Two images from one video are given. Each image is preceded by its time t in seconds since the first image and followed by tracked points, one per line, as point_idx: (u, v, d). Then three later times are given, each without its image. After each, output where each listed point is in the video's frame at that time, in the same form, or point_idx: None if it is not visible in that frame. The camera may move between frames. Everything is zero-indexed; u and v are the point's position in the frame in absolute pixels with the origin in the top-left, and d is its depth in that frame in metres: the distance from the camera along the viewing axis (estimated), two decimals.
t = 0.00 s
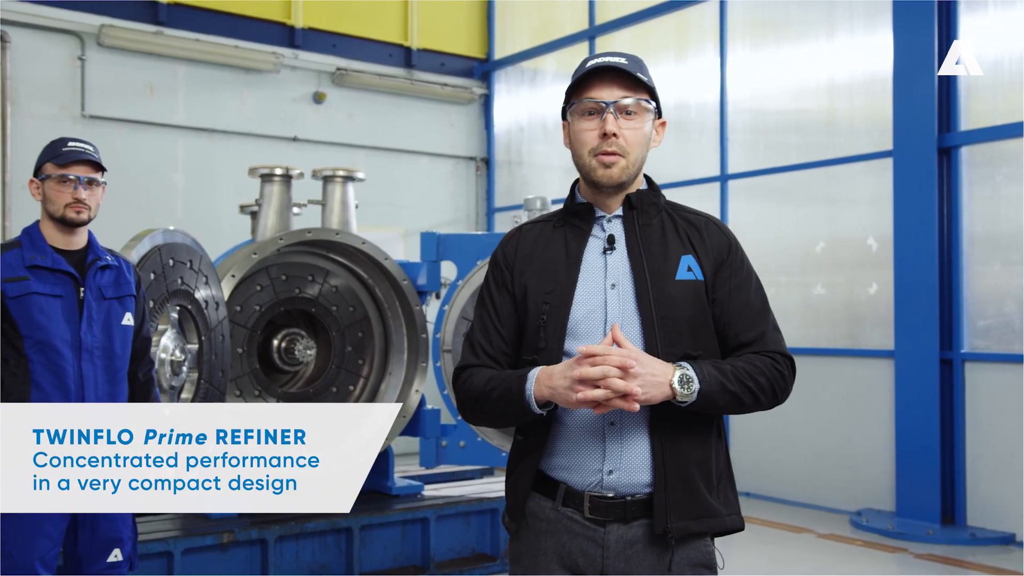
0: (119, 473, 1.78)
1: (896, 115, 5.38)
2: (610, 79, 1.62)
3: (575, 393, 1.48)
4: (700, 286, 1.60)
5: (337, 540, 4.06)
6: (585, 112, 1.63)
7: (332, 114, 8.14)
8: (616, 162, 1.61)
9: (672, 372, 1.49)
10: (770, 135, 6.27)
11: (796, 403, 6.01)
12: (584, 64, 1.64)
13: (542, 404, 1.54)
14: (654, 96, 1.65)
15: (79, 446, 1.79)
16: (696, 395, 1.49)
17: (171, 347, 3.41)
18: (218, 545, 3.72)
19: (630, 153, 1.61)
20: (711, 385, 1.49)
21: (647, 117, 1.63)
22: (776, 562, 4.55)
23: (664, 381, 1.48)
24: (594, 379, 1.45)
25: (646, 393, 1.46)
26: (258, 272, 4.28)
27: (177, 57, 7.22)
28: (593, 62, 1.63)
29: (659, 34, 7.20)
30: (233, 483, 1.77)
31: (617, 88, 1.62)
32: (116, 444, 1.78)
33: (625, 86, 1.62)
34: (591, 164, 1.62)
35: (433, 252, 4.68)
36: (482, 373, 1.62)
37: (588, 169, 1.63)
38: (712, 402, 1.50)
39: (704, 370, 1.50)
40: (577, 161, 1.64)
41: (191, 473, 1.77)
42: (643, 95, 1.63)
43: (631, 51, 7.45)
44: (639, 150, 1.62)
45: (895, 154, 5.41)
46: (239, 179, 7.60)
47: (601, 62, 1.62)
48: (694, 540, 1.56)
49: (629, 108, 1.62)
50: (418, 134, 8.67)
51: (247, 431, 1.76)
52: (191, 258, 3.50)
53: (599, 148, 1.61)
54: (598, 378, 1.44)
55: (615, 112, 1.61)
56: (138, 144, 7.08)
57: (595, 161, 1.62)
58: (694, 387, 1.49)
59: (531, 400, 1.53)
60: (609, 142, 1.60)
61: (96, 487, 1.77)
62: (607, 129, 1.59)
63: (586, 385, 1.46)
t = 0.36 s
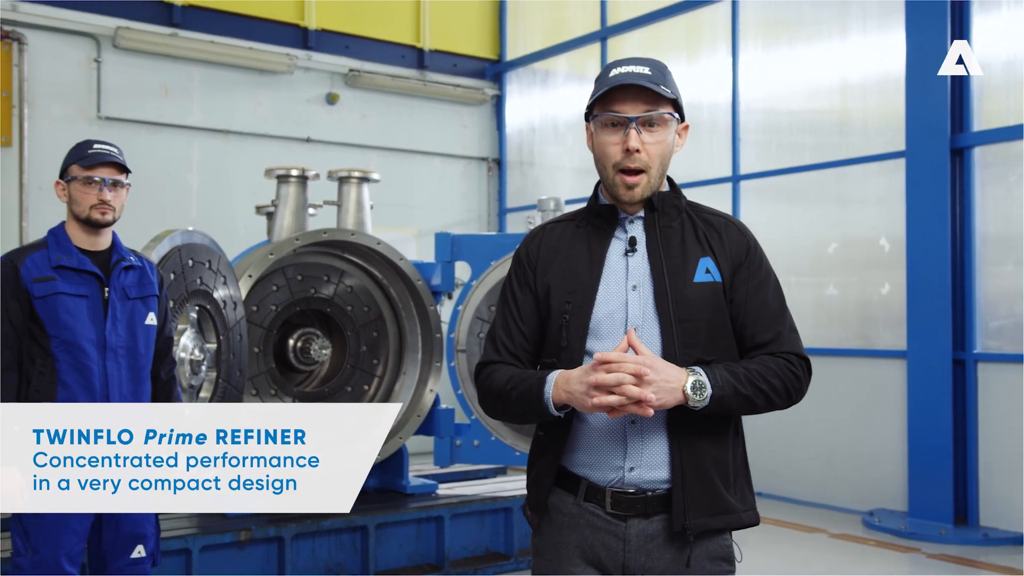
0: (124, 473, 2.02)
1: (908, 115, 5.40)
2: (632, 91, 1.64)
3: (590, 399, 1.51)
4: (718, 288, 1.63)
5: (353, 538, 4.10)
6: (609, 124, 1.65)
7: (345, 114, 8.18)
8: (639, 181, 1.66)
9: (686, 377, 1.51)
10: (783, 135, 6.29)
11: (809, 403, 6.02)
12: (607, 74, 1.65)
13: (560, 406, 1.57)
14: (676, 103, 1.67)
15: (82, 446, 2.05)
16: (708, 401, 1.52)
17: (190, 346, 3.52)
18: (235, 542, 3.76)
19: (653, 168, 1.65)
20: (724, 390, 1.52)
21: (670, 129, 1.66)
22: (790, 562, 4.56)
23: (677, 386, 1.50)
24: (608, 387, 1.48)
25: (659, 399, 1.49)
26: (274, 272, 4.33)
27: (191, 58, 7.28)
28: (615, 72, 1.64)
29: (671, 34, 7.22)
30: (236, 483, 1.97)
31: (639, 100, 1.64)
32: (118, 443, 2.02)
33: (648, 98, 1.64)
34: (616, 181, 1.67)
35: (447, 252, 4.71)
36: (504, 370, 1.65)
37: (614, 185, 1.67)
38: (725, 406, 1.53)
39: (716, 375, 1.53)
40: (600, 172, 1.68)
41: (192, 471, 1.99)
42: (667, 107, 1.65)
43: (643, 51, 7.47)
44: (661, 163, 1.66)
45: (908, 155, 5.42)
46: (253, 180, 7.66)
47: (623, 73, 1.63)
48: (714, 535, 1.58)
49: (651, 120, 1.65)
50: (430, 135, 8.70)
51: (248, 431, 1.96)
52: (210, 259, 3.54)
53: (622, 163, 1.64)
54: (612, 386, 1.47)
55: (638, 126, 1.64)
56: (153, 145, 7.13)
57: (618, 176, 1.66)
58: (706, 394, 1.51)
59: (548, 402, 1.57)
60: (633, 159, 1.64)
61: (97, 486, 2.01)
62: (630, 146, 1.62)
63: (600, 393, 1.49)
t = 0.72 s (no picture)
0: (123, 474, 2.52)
1: (918, 115, 5.41)
2: (643, 99, 1.67)
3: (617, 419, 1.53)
4: (735, 295, 1.65)
5: (365, 536, 4.13)
6: (621, 133, 1.68)
7: (355, 115, 8.21)
8: (653, 184, 1.68)
9: (710, 395, 1.54)
10: (792, 135, 6.30)
11: (818, 403, 6.04)
12: (618, 83, 1.68)
13: (586, 419, 1.60)
14: (687, 110, 1.70)
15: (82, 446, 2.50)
16: (730, 414, 1.54)
17: (206, 346, 3.52)
18: (250, 540, 3.80)
19: (666, 174, 1.68)
20: (745, 403, 1.54)
21: (681, 136, 1.69)
22: (801, 561, 4.57)
23: (702, 402, 1.53)
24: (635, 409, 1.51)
25: (684, 419, 1.52)
26: (287, 273, 4.36)
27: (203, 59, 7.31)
28: (627, 81, 1.67)
29: (680, 34, 7.24)
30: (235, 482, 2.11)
31: (651, 108, 1.67)
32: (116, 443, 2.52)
33: (659, 106, 1.67)
34: (629, 187, 1.69)
35: (459, 253, 4.74)
36: (526, 378, 1.68)
37: (627, 192, 1.69)
38: (746, 416, 1.55)
39: (737, 390, 1.55)
40: (615, 180, 1.70)
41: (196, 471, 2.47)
42: (678, 115, 1.68)
43: (652, 52, 7.50)
44: (673, 168, 1.68)
45: (917, 155, 5.44)
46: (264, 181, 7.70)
47: (635, 82, 1.66)
48: (732, 532, 1.61)
49: (663, 128, 1.67)
50: (439, 136, 8.74)
51: (248, 433, 2.09)
52: (226, 259, 3.60)
53: (634, 170, 1.67)
54: (639, 410, 1.50)
55: (650, 134, 1.66)
56: (165, 146, 7.16)
57: (633, 182, 1.68)
58: (729, 410, 1.54)
59: (575, 415, 1.59)
60: (645, 165, 1.66)
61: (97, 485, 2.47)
62: (643, 153, 1.65)
63: (628, 413, 1.52)
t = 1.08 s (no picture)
0: (123, 473, 2.68)
1: (925, 115, 5.43)
2: (657, 98, 1.70)
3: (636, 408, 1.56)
4: (749, 291, 1.68)
5: (376, 535, 4.16)
6: (635, 130, 1.71)
7: (363, 116, 8.25)
8: (665, 180, 1.70)
9: (726, 384, 1.56)
10: (800, 135, 6.32)
11: (825, 403, 6.05)
12: (633, 83, 1.71)
13: (603, 410, 1.63)
14: (700, 110, 1.72)
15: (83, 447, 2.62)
16: (745, 404, 1.57)
17: (219, 345, 3.55)
18: (261, 539, 3.84)
19: (678, 170, 1.70)
20: (760, 395, 1.57)
21: (693, 134, 1.71)
22: (809, 561, 4.59)
23: (718, 391, 1.56)
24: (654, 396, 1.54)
25: (701, 407, 1.55)
26: (298, 272, 4.39)
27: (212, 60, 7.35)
28: (641, 82, 1.70)
29: (688, 35, 7.26)
30: (232, 481, 2.75)
31: (664, 106, 1.70)
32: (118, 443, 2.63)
33: (672, 104, 1.69)
34: (642, 183, 1.71)
35: (468, 253, 4.75)
36: (543, 374, 1.71)
37: (640, 187, 1.72)
38: (761, 408, 1.58)
39: (753, 381, 1.58)
40: (629, 176, 1.73)
41: (190, 471, 2.75)
42: (690, 113, 1.70)
43: (660, 52, 7.52)
44: (686, 165, 1.71)
45: (925, 156, 5.45)
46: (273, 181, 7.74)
47: (649, 81, 1.69)
48: (744, 525, 1.63)
49: (675, 125, 1.70)
50: (448, 136, 8.77)
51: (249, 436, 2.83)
52: (238, 259, 3.64)
53: (648, 166, 1.70)
54: (657, 397, 1.53)
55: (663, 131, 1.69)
56: (174, 147, 7.20)
57: (646, 179, 1.71)
58: (745, 399, 1.56)
59: (593, 407, 1.62)
60: (658, 161, 1.69)
61: (97, 485, 2.61)
62: (655, 148, 1.68)
63: (646, 401, 1.55)
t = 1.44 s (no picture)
0: (123, 473, 2.70)
1: (931, 116, 5.44)
2: (661, 97, 1.72)
3: (642, 399, 1.58)
4: (755, 288, 1.70)
5: (384, 533, 4.19)
6: (641, 130, 1.73)
7: (370, 116, 8.28)
8: (672, 175, 1.72)
9: (731, 376, 1.59)
10: (806, 135, 6.33)
11: (831, 402, 6.06)
12: (638, 86, 1.74)
13: (613, 405, 1.66)
14: (704, 110, 1.75)
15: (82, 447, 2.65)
16: (752, 396, 1.59)
17: (229, 344, 3.57)
18: (271, 536, 3.87)
19: (685, 166, 1.72)
20: (766, 387, 1.59)
21: (698, 132, 1.73)
22: (816, 559, 4.61)
23: (724, 381, 1.58)
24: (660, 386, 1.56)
25: (707, 397, 1.57)
26: (307, 272, 4.42)
27: (220, 61, 7.39)
28: (646, 84, 1.73)
29: (694, 35, 7.28)
30: (232, 481, 2.78)
31: (668, 105, 1.72)
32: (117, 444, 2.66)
33: (676, 103, 1.72)
34: (649, 179, 1.74)
35: (476, 253, 4.79)
36: (555, 371, 1.74)
37: (648, 184, 1.74)
38: (768, 401, 1.60)
39: (759, 372, 1.60)
40: (637, 176, 1.75)
41: (191, 471, 2.78)
42: (695, 112, 1.73)
43: (666, 52, 7.54)
44: (694, 162, 1.73)
45: (931, 155, 5.46)
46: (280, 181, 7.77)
47: (654, 83, 1.72)
48: (751, 519, 1.65)
49: (681, 123, 1.72)
50: (454, 136, 8.79)
51: (249, 433, 2.84)
52: (248, 259, 3.67)
53: (654, 163, 1.72)
54: (664, 386, 1.55)
55: (669, 128, 1.71)
56: (182, 147, 7.24)
57: (654, 177, 1.73)
58: (750, 391, 1.59)
59: (602, 401, 1.65)
60: (665, 156, 1.71)
61: (97, 485, 2.65)
62: (662, 145, 1.70)
63: (653, 390, 1.57)
